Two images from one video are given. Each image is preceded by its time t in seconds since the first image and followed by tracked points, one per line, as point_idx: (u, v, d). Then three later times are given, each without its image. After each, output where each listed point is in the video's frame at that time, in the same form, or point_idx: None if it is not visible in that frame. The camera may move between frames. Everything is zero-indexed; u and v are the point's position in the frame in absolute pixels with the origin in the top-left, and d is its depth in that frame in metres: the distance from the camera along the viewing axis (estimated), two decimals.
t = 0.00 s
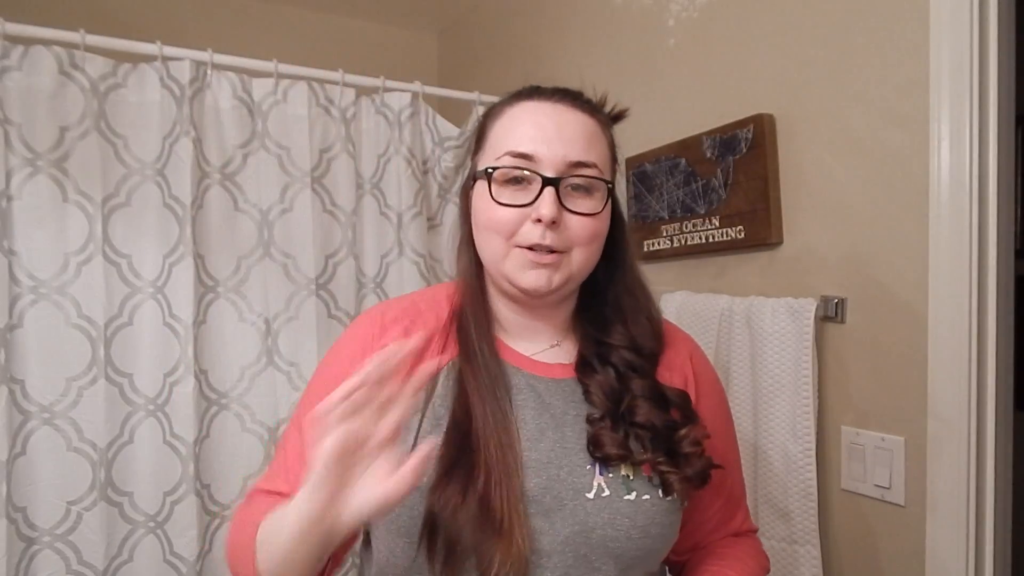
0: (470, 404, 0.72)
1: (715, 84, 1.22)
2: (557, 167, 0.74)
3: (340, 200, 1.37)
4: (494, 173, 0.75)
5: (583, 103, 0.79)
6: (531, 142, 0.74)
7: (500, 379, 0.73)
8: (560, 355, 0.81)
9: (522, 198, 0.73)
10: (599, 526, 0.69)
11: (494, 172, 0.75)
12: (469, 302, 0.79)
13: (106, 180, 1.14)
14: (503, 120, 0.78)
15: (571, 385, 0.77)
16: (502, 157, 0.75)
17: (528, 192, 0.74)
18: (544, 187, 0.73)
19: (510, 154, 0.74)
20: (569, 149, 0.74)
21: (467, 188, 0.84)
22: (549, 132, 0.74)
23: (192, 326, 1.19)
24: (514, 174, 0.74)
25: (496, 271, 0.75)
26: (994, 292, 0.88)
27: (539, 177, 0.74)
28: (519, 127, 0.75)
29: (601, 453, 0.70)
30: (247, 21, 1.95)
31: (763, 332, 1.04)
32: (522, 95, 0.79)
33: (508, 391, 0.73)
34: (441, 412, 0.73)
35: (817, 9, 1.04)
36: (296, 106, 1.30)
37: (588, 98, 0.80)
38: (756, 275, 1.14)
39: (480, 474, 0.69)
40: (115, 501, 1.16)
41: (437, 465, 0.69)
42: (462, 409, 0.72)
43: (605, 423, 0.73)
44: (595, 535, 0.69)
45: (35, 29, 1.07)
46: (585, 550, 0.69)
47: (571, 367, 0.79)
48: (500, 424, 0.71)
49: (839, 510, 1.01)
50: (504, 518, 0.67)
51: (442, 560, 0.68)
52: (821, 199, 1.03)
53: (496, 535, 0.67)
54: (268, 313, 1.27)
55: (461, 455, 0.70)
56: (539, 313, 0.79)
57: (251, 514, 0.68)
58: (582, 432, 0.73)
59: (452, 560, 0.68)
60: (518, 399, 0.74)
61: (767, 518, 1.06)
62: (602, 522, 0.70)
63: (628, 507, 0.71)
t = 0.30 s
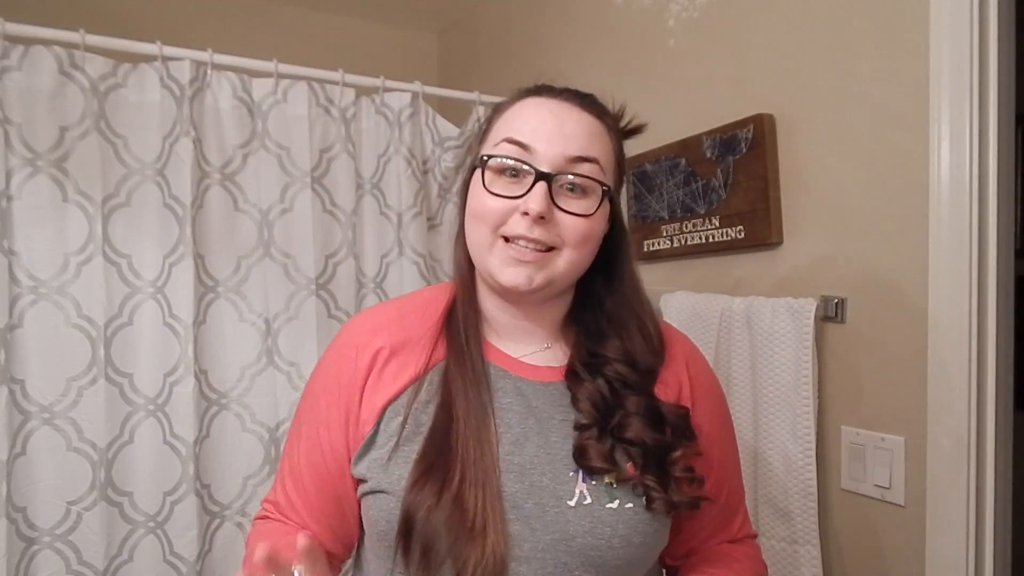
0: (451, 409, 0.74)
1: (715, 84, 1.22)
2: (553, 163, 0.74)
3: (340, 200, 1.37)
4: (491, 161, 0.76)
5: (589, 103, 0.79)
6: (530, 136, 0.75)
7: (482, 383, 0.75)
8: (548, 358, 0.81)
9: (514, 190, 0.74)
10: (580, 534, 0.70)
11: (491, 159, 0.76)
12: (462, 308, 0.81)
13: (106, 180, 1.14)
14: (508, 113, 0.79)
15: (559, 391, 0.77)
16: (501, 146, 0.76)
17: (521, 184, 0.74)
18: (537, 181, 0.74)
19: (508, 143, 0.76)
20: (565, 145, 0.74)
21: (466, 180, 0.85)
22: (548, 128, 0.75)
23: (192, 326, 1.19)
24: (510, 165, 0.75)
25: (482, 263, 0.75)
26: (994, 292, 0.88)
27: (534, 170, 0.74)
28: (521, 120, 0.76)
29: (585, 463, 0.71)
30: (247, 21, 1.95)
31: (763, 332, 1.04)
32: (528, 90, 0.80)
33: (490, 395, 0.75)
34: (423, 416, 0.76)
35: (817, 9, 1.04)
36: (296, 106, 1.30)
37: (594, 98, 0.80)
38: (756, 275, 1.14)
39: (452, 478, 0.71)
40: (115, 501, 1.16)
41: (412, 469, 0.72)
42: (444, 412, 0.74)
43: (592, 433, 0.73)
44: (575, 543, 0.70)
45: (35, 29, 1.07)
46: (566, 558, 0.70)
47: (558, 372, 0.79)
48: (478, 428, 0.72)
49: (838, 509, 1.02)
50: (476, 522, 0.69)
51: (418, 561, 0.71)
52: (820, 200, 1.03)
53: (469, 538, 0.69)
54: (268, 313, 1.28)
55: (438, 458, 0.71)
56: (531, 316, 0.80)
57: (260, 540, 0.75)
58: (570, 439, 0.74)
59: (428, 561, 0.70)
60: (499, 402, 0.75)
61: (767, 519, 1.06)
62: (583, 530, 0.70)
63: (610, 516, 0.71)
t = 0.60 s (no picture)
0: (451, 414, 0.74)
1: (715, 84, 1.22)
2: (542, 156, 0.74)
3: (340, 200, 1.37)
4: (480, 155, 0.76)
5: (582, 97, 0.79)
6: (519, 129, 0.75)
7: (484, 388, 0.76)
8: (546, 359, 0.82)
9: (504, 183, 0.74)
10: (575, 543, 0.70)
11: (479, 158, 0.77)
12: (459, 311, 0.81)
13: (106, 180, 1.14)
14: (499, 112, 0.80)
15: (556, 398, 0.77)
16: (491, 142, 0.77)
17: (508, 179, 0.74)
18: (525, 173, 0.74)
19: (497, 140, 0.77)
20: (553, 139, 0.75)
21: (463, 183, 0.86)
22: (537, 121, 0.75)
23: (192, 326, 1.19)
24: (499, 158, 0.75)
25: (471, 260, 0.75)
26: (994, 291, 0.87)
27: (522, 162, 0.74)
28: (510, 115, 0.77)
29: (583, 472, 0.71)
30: (247, 21, 1.95)
31: (762, 332, 1.04)
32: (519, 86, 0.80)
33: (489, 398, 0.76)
34: (423, 422, 0.76)
35: (817, 8, 1.04)
36: (296, 106, 1.31)
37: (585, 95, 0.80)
38: (756, 276, 1.14)
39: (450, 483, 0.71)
40: (115, 501, 1.16)
41: (411, 475, 0.72)
42: (445, 419, 0.74)
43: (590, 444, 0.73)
44: (570, 553, 0.70)
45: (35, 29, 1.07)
46: (561, 567, 0.70)
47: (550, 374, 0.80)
48: (478, 432, 0.73)
49: (838, 509, 1.01)
50: (474, 529, 0.69)
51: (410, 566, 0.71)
52: (820, 200, 1.03)
53: (464, 541, 0.69)
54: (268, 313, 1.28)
55: (434, 467, 0.71)
56: (530, 318, 0.81)
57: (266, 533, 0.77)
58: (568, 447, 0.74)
59: (421, 568, 0.70)
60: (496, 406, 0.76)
61: (767, 519, 1.06)
62: (579, 539, 0.70)
63: (606, 526, 0.71)
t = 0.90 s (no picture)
0: (456, 411, 0.76)
1: (715, 84, 1.22)
2: (450, 168, 0.75)
3: (340, 200, 1.37)
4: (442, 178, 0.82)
5: (507, 97, 0.76)
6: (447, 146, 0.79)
7: (486, 387, 0.76)
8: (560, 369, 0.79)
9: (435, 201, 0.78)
10: (563, 558, 0.69)
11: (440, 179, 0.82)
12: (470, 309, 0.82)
13: (106, 180, 1.14)
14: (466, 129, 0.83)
15: (561, 409, 0.75)
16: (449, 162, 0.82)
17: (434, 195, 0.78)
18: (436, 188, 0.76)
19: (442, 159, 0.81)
20: (452, 151, 0.75)
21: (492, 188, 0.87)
22: (454, 136, 0.77)
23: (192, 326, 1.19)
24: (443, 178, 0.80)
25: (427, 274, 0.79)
26: (993, 291, 0.87)
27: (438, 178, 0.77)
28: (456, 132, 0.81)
29: (575, 513, 0.70)
30: (247, 21, 1.95)
31: (762, 332, 1.04)
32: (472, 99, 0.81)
33: (492, 399, 0.76)
34: (432, 409, 0.78)
35: (817, 8, 1.04)
36: (296, 106, 1.31)
37: (527, 95, 0.76)
38: (757, 275, 1.14)
39: (448, 476, 0.72)
40: (115, 501, 1.16)
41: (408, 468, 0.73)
42: (452, 408, 0.76)
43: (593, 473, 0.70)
44: (557, 566, 0.69)
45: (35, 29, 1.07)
46: None
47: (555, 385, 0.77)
48: (479, 430, 0.74)
49: (838, 509, 1.02)
50: (466, 513, 0.71)
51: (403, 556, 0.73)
52: (820, 200, 1.03)
53: (456, 535, 0.70)
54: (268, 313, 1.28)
55: (438, 450, 0.73)
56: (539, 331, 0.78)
57: (288, 510, 0.83)
58: (569, 467, 0.72)
59: (415, 545, 0.72)
60: (497, 407, 0.76)
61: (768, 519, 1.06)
62: (567, 555, 0.69)
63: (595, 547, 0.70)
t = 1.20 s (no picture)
0: (464, 407, 0.75)
1: (714, 84, 1.22)
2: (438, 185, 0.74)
3: (340, 200, 1.37)
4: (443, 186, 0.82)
5: (485, 109, 0.73)
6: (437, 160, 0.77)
7: (492, 382, 0.76)
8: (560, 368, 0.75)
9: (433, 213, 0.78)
10: (569, 554, 0.69)
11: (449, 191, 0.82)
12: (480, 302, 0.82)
13: (106, 180, 1.14)
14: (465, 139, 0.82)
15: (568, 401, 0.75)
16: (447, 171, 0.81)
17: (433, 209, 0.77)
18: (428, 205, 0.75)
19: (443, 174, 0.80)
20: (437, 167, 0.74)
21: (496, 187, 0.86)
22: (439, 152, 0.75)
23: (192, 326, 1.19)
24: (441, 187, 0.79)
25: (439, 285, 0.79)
26: (994, 290, 0.87)
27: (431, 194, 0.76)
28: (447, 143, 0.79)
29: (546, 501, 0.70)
30: (248, 21, 1.95)
31: (763, 332, 1.04)
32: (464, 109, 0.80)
33: (498, 392, 0.76)
34: (441, 403, 0.78)
35: (817, 8, 1.04)
36: (296, 106, 1.31)
37: (505, 103, 0.73)
38: (757, 275, 1.14)
39: (452, 474, 0.72)
40: (115, 501, 1.16)
41: (417, 463, 0.74)
42: (461, 401, 0.76)
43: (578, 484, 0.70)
44: (564, 562, 0.69)
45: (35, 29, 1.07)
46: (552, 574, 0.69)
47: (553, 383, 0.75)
48: (486, 424, 0.74)
49: (838, 509, 1.02)
50: (473, 506, 0.71)
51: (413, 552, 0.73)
52: (820, 200, 1.03)
53: (466, 531, 0.70)
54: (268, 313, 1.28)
55: (446, 443, 0.73)
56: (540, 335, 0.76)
57: (303, 501, 0.84)
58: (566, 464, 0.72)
59: (422, 539, 0.72)
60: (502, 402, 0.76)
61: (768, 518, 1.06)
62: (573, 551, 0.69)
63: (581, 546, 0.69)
